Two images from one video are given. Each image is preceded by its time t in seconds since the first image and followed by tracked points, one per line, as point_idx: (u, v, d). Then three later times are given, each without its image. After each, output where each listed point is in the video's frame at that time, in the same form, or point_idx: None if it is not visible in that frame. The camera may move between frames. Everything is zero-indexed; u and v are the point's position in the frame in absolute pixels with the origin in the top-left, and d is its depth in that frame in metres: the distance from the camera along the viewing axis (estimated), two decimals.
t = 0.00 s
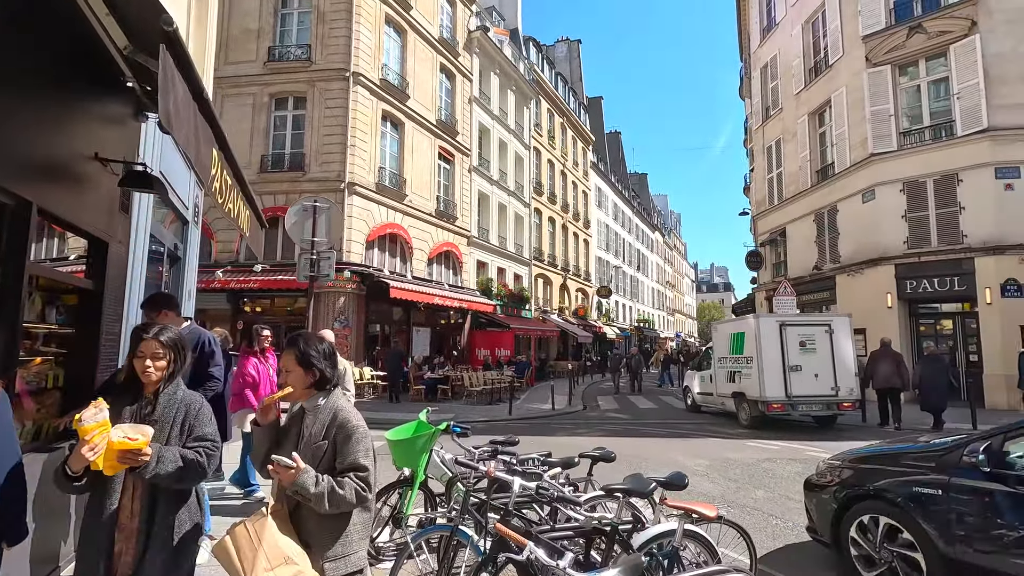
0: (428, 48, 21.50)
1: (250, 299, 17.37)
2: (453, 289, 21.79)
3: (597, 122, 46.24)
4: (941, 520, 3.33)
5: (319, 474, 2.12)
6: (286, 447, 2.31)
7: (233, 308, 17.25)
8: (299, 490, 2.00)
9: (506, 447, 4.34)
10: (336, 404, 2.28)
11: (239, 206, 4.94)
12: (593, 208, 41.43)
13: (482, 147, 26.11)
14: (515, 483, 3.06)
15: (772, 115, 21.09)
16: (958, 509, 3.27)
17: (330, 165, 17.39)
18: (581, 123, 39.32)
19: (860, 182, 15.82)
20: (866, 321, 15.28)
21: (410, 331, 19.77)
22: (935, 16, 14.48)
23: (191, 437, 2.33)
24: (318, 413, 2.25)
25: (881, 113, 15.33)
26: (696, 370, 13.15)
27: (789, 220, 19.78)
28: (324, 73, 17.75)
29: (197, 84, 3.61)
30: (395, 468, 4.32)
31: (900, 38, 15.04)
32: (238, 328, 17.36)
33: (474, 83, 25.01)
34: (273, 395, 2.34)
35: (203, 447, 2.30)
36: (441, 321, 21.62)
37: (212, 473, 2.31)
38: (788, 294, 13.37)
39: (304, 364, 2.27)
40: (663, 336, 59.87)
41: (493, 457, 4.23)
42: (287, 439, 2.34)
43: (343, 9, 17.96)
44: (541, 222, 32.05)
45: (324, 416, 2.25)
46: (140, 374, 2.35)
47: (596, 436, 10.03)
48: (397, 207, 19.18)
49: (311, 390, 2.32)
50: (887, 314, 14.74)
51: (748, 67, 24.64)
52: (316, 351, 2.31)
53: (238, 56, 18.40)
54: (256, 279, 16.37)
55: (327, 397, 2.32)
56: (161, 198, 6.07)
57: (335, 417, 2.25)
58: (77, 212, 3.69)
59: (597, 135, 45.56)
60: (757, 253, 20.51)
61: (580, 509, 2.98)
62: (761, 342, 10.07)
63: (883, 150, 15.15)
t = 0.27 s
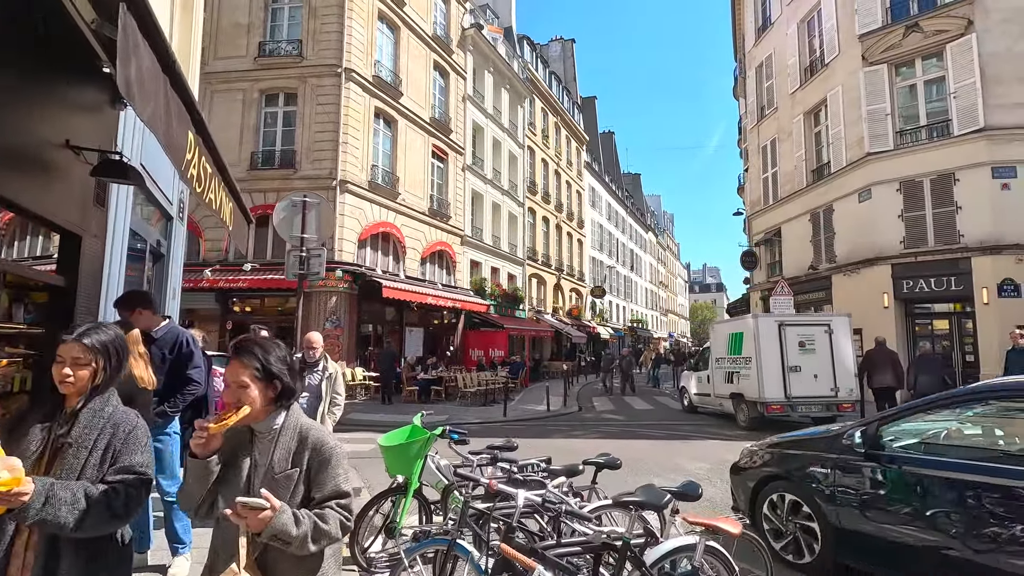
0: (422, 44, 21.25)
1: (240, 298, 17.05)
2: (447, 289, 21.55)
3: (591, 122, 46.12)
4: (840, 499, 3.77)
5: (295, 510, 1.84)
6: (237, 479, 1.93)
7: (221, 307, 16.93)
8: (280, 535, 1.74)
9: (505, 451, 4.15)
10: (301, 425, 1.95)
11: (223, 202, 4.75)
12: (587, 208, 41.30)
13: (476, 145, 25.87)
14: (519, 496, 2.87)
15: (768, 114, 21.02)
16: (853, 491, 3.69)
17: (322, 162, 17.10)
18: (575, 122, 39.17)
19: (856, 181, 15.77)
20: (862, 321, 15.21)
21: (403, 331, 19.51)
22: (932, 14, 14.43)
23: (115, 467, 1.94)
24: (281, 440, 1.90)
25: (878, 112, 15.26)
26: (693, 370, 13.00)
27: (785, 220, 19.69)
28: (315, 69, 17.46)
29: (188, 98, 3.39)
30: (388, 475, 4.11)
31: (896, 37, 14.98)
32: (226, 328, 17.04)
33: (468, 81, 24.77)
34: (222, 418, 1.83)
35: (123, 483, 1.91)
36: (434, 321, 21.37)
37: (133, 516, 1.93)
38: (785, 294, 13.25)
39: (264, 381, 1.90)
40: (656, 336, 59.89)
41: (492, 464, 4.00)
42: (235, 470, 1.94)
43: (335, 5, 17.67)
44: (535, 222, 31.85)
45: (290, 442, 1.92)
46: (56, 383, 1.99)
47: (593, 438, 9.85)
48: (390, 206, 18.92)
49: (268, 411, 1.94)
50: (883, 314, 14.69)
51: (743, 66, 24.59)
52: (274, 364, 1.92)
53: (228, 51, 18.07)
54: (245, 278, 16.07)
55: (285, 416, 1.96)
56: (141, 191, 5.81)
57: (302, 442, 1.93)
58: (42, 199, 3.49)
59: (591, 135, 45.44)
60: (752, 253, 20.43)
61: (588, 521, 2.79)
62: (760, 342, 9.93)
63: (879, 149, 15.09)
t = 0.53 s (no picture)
0: (415, 42, 21.00)
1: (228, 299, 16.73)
2: (440, 289, 21.33)
3: (585, 122, 46.03)
4: (752, 486, 4.14)
5: (217, 555, 1.48)
6: (127, 526, 1.46)
7: (210, 307, 16.60)
8: None
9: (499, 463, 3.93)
10: (218, 446, 1.59)
11: (201, 200, 4.55)
12: (581, 208, 41.20)
13: (469, 145, 25.65)
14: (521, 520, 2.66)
15: (762, 115, 20.95)
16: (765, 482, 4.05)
17: (313, 161, 16.82)
18: (569, 122, 39.02)
19: (852, 182, 15.71)
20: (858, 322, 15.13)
21: (395, 332, 19.26)
22: (928, 15, 14.40)
23: None
24: (193, 466, 1.53)
25: (874, 112, 15.20)
26: (689, 372, 12.85)
27: (779, 220, 19.60)
28: (307, 65, 17.19)
29: (166, 93, 3.25)
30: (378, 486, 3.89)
31: (892, 37, 14.93)
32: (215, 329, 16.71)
33: (462, 80, 24.55)
34: (101, 453, 1.33)
35: None
36: (426, 322, 21.13)
37: None
38: (782, 295, 13.11)
39: (170, 392, 1.54)
40: (649, 337, 59.91)
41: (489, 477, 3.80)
42: (121, 515, 1.47)
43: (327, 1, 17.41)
44: (528, 222, 31.68)
45: (208, 467, 1.55)
46: None
47: (589, 442, 9.67)
48: (382, 205, 18.67)
49: (175, 428, 1.58)
50: (879, 315, 14.63)
51: (737, 66, 24.55)
52: (183, 371, 1.58)
53: (217, 47, 17.74)
54: (234, 278, 15.77)
55: (194, 434, 1.60)
56: (118, 186, 5.57)
57: (220, 470, 1.57)
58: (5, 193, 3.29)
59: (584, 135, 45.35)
60: (746, 254, 20.34)
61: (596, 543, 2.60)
62: (758, 344, 9.79)
63: (875, 149, 15.04)
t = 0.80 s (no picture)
0: (409, 38, 20.77)
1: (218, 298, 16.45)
2: (434, 289, 21.11)
3: (580, 121, 45.89)
4: (676, 472, 4.58)
5: None
6: None
7: (199, 306, 16.33)
8: None
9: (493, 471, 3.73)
10: (97, 476, 1.23)
11: (176, 191, 4.34)
12: (576, 208, 41.06)
13: (464, 143, 25.43)
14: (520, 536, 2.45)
15: (759, 113, 20.85)
16: (694, 473, 4.41)
17: (305, 158, 16.57)
18: (564, 121, 38.87)
19: (849, 181, 15.62)
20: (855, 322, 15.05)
21: (389, 332, 19.03)
22: (926, 13, 14.31)
23: None
24: (50, 509, 1.15)
25: (872, 111, 15.11)
26: (687, 373, 12.69)
27: (776, 220, 19.50)
28: (299, 61, 16.92)
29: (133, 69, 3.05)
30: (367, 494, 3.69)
31: (890, 35, 14.82)
32: (204, 329, 16.43)
33: (456, 77, 24.31)
34: None
35: None
36: (420, 321, 20.90)
37: None
38: (780, 295, 12.98)
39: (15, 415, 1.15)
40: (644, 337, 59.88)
41: (485, 486, 3.66)
42: None
43: None
44: (524, 221, 31.48)
45: (74, 506, 1.17)
46: None
47: (586, 443, 9.50)
48: (376, 203, 18.42)
49: (29, 457, 1.19)
50: (876, 315, 14.55)
51: (734, 65, 24.47)
52: (35, 388, 1.17)
53: (207, 41, 17.44)
54: (224, 277, 15.50)
55: (61, 462, 1.22)
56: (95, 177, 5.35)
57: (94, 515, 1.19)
58: None
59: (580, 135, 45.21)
60: (743, 253, 20.25)
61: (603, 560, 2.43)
62: (757, 343, 9.64)
63: (873, 148, 14.96)
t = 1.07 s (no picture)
0: (404, 36, 20.54)
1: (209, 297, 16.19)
2: (429, 288, 20.89)
3: (576, 121, 45.73)
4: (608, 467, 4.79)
5: None
6: None
7: (190, 306, 16.07)
8: None
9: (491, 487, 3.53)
10: None
11: (146, 179, 4.13)
12: (572, 207, 40.90)
13: (460, 141, 25.21)
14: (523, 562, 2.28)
15: (757, 113, 20.74)
16: (623, 464, 4.62)
17: (298, 155, 16.32)
18: (561, 121, 38.71)
19: (847, 181, 15.52)
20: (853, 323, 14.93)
21: (383, 332, 18.81)
22: (926, 11, 14.21)
23: None
24: None
25: (871, 110, 15.01)
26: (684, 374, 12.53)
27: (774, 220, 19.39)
28: (292, 57, 16.68)
29: (88, 45, 2.87)
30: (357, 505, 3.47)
31: (890, 34, 14.71)
32: (195, 329, 16.16)
33: (452, 75, 24.08)
34: None
35: None
36: (415, 321, 20.68)
37: None
38: (779, 295, 12.83)
39: None
40: (640, 336, 59.82)
41: (481, 499, 3.59)
42: None
43: None
44: (520, 220, 31.28)
45: None
46: None
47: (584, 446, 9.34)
48: (371, 201, 18.20)
49: None
50: (875, 315, 14.44)
51: (731, 64, 24.36)
52: None
53: (198, 36, 17.16)
54: (215, 276, 15.25)
55: None
56: (73, 171, 5.17)
57: None
58: None
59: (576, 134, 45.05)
60: (740, 253, 20.13)
61: None
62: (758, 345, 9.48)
63: (872, 148, 14.86)
